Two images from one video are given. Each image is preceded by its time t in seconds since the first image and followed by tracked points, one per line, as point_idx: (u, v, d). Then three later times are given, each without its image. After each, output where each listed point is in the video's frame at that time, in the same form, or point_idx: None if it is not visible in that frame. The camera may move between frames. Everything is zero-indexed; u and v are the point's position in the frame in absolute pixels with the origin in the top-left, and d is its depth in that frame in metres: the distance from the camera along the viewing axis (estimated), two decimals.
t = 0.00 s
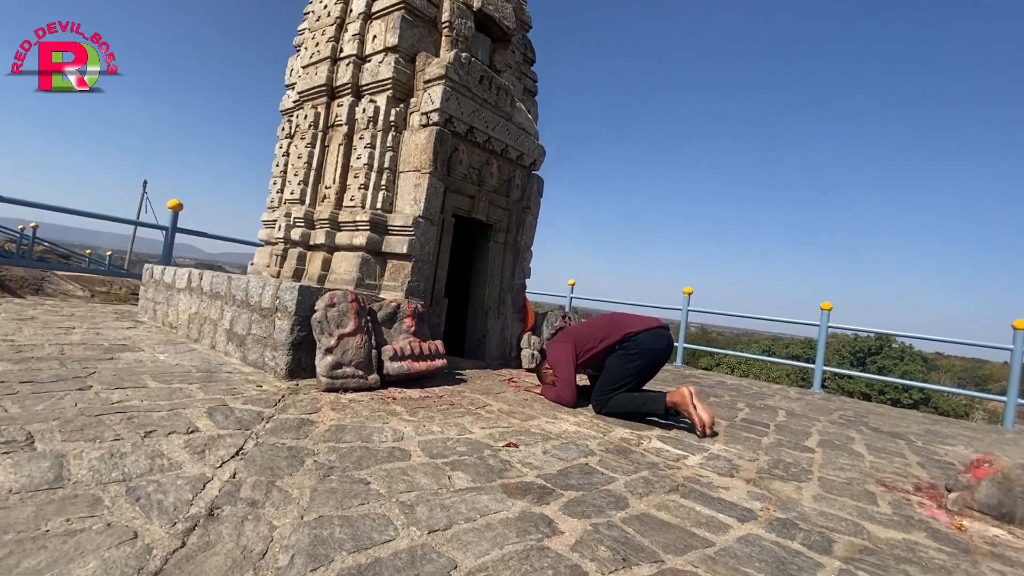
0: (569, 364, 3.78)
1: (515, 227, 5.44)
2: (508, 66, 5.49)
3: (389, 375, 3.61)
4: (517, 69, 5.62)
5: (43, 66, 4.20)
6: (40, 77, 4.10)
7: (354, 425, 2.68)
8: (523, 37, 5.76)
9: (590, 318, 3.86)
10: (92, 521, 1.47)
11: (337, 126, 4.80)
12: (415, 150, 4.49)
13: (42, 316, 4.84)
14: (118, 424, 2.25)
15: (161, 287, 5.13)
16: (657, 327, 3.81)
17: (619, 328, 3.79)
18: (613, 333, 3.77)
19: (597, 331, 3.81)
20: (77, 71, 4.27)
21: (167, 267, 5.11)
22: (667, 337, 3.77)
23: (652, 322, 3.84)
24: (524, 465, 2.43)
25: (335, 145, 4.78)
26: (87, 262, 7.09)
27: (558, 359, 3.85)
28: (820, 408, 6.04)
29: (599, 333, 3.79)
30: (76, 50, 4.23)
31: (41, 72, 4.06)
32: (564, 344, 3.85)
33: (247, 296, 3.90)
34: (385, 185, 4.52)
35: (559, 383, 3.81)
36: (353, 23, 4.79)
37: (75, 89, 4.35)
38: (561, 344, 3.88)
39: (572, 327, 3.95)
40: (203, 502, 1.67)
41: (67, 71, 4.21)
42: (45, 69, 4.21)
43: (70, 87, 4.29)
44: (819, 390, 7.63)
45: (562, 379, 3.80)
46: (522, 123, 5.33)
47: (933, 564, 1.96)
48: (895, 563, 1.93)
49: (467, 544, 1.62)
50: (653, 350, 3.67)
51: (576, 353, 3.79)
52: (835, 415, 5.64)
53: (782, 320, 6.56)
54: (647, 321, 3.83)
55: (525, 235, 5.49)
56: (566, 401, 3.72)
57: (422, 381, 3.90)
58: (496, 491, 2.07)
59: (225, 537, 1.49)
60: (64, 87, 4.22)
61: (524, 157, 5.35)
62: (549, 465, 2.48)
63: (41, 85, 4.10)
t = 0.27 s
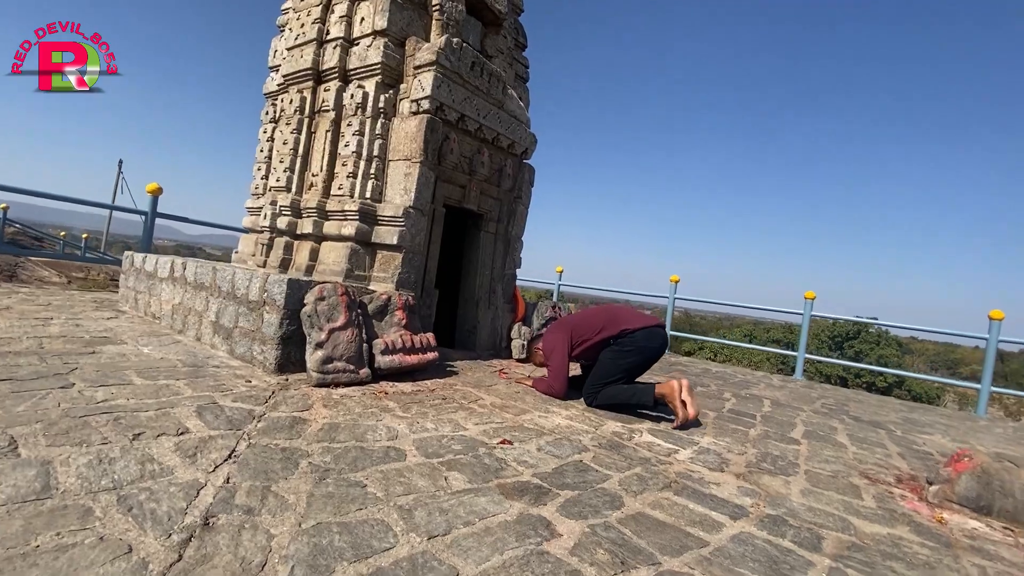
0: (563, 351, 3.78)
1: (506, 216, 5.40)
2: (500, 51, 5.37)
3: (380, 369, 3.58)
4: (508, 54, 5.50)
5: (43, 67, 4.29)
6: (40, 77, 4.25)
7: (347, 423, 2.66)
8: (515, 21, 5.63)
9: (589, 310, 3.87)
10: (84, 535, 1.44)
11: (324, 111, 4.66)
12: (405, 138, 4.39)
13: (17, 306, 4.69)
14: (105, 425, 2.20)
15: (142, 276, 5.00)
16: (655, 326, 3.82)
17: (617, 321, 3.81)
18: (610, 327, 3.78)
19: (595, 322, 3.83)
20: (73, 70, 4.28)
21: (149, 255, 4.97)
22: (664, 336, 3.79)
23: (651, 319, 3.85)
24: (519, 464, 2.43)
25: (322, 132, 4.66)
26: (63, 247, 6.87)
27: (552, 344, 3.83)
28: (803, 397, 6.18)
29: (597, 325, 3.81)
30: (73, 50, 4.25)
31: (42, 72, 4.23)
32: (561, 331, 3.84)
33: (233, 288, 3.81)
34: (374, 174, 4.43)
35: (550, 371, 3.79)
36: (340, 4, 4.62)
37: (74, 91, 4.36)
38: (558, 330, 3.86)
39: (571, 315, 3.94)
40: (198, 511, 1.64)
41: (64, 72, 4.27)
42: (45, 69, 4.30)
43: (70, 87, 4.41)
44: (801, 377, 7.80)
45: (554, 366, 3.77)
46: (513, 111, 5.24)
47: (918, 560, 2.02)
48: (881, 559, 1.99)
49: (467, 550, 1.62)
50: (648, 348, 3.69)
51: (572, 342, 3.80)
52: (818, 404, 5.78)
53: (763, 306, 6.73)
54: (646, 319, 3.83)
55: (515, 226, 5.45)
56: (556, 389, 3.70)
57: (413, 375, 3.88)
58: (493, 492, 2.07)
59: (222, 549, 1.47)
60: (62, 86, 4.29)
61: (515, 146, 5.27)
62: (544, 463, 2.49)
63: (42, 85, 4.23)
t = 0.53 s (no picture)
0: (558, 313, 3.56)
1: (490, 198, 5.25)
2: (484, 24, 5.15)
3: (361, 356, 3.45)
4: (493, 28, 5.29)
5: (44, 66, 4.38)
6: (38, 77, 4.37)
7: (325, 414, 2.53)
8: None
9: (602, 283, 3.64)
10: (29, 544, 1.31)
11: (298, 85, 4.42)
12: (384, 114, 4.18)
13: None
14: (60, 419, 2.04)
15: (107, 259, 4.74)
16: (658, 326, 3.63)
17: (621, 308, 3.60)
18: (614, 311, 3.58)
19: (600, 301, 3.60)
20: (75, 69, 4.38)
21: (113, 236, 4.71)
22: (664, 339, 3.61)
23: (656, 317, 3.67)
24: (506, 454, 2.35)
25: (296, 106, 4.42)
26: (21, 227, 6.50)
27: (551, 301, 3.58)
28: (784, 380, 6.25)
29: (601, 304, 3.59)
30: (73, 50, 4.33)
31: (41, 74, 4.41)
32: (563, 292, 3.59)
33: (203, 271, 3.62)
34: (353, 152, 4.23)
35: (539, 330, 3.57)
36: None
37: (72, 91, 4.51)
38: (562, 288, 3.62)
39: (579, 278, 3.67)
40: (160, 513, 1.51)
41: (68, 73, 4.36)
42: (45, 69, 4.40)
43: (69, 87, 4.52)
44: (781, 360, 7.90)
45: (544, 326, 3.55)
46: (498, 88, 5.05)
47: (908, 548, 2.01)
48: (873, 548, 1.97)
49: (452, 550, 1.53)
50: (643, 348, 3.55)
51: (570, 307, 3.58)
52: (799, 387, 5.84)
53: (741, 289, 7.04)
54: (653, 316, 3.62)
55: (500, 207, 5.31)
56: (537, 351, 3.50)
57: (395, 361, 3.77)
58: (479, 486, 1.99)
59: (185, 555, 1.35)
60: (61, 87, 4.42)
61: (500, 125, 5.10)
62: (531, 453, 2.41)
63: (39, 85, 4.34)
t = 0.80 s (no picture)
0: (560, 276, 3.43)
1: (470, 180, 5.08)
2: None
3: (335, 347, 3.30)
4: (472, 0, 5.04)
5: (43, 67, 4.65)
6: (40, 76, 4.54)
7: (297, 410, 2.39)
8: None
9: (612, 261, 3.46)
10: None
11: (264, 58, 4.15)
12: (357, 90, 3.96)
13: None
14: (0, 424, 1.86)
15: (61, 243, 4.44)
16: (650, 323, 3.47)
17: (621, 294, 3.43)
18: (612, 294, 3.42)
19: (603, 277, 3.43)
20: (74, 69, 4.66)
21: (66, 220, 4.40)
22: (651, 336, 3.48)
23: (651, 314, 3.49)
24: (489, 450, 2.26)
25: (263, 81, 4.15)
26: None
27: (559, 261, 3.46)
28: (762, 363, 6.31)
29: (603, 282, 3.43)
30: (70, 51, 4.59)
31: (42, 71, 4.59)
32: (572, 254, 3.46)
33: (164, 258, 3.39)
34: (324, 131, 4.00)
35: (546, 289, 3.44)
36: None
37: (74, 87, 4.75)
38: (574, 250, 3.46)
39: (591, 243, 3.50)
40: (111, 532, 1.37)
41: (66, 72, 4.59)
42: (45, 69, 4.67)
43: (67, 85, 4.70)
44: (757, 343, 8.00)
45: (552, 286, 3.43)
46: (478, 65, 4.84)
47: (896, 540, 1.99)
48: (862, 541, 1.95)
49: (434, 562, 1.44)
50: (630, 343, 3.43)
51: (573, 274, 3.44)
52: (777, 370, 5.90)
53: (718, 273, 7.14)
54: (649, 313, 3.45)
55: (480, 190, 5.15)
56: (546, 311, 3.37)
57: (372, 351, 3.63)
58: (463, 487, 1.89)
59: None
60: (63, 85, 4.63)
61: (480, 103, 4.91)
62: (516, 448, 2.32)
63: (46, 85, 4.57)
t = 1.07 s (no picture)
0: (560, 262, 3.38)
1: (449, 168, 4.94)
2: None
3: (314, 346, 3.18)
4: None
5: (44, 66, 4.56)
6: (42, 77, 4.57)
7: (275, 419, 2.29)
8: None
9: (612, 258, 3.37)
10: None
11: (228, 38, 3.90)
12: (330, 75, 3.76)
13: None
14: None
15: (10, 237, 4.15)
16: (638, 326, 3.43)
17: (614, 293, 3.36)
18: (605, 292, 3.36)
19: (603, 272, 3.36)
20: (75, 69, 4.57)
21: (15, 212, 4.10)
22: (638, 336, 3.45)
23: (642, 316, 3.44)
24: (479, 457, 2.20)
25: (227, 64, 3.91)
26: None
27: (563, 247, 3.39)
28: (740, 349, 6.42)
29: (599, 277, 3.36)
30: (70, 50, 4.45)
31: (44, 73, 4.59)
32: (577, 243, 3.38)
33: (126, 254, 3.19)
34: (295, 117, 3.80)
35: (549, 274, 3.44)
36: None
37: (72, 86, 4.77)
38: (578, 239, 3.38)
39: (598, 234, 3.40)
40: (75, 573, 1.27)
41: (66, 73, 4.56)
42: (46, 69, 4.58)
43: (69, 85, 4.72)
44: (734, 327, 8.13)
45: (555, 272, 3.41)
46: (456, 47, 4.67)
47: (881, 536, 2.03)
48: (850, 539, 1.97)
49: None
50: (618, 342, 3.41)
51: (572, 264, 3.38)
52: (754, 356, 6.00)
53: (695, 259, 7.26)
54: (638, 316, 3.40)
55: (460, 178, 5.02)
56: (550, 296, 3.43)
57: (352, 349, 3.52)
58: (453, 500, 1.83)
59: None
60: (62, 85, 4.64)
61: (459, 88, 4.75)
62: (505, 453, 2.27)
63: (46, 84, 4.60)
